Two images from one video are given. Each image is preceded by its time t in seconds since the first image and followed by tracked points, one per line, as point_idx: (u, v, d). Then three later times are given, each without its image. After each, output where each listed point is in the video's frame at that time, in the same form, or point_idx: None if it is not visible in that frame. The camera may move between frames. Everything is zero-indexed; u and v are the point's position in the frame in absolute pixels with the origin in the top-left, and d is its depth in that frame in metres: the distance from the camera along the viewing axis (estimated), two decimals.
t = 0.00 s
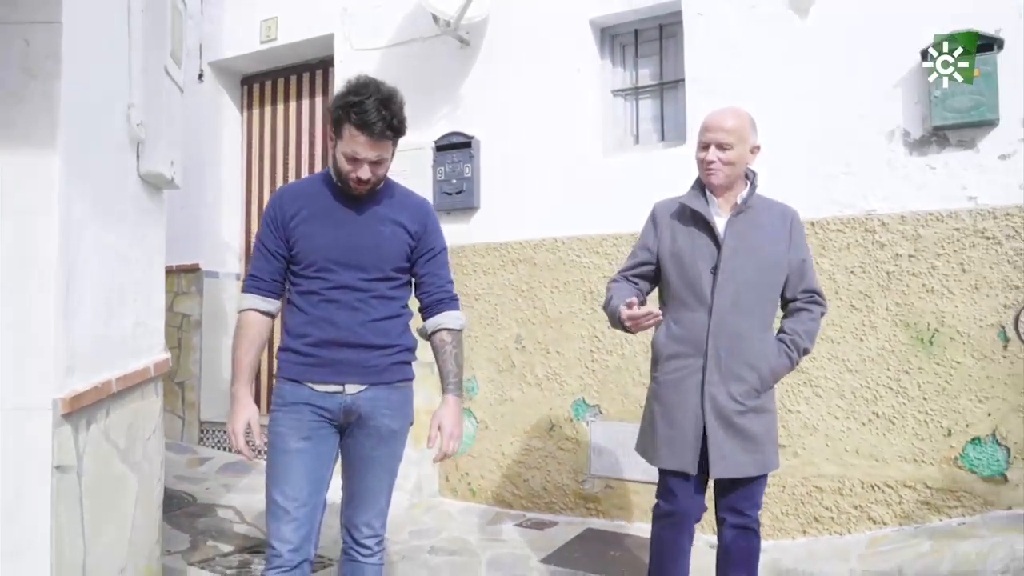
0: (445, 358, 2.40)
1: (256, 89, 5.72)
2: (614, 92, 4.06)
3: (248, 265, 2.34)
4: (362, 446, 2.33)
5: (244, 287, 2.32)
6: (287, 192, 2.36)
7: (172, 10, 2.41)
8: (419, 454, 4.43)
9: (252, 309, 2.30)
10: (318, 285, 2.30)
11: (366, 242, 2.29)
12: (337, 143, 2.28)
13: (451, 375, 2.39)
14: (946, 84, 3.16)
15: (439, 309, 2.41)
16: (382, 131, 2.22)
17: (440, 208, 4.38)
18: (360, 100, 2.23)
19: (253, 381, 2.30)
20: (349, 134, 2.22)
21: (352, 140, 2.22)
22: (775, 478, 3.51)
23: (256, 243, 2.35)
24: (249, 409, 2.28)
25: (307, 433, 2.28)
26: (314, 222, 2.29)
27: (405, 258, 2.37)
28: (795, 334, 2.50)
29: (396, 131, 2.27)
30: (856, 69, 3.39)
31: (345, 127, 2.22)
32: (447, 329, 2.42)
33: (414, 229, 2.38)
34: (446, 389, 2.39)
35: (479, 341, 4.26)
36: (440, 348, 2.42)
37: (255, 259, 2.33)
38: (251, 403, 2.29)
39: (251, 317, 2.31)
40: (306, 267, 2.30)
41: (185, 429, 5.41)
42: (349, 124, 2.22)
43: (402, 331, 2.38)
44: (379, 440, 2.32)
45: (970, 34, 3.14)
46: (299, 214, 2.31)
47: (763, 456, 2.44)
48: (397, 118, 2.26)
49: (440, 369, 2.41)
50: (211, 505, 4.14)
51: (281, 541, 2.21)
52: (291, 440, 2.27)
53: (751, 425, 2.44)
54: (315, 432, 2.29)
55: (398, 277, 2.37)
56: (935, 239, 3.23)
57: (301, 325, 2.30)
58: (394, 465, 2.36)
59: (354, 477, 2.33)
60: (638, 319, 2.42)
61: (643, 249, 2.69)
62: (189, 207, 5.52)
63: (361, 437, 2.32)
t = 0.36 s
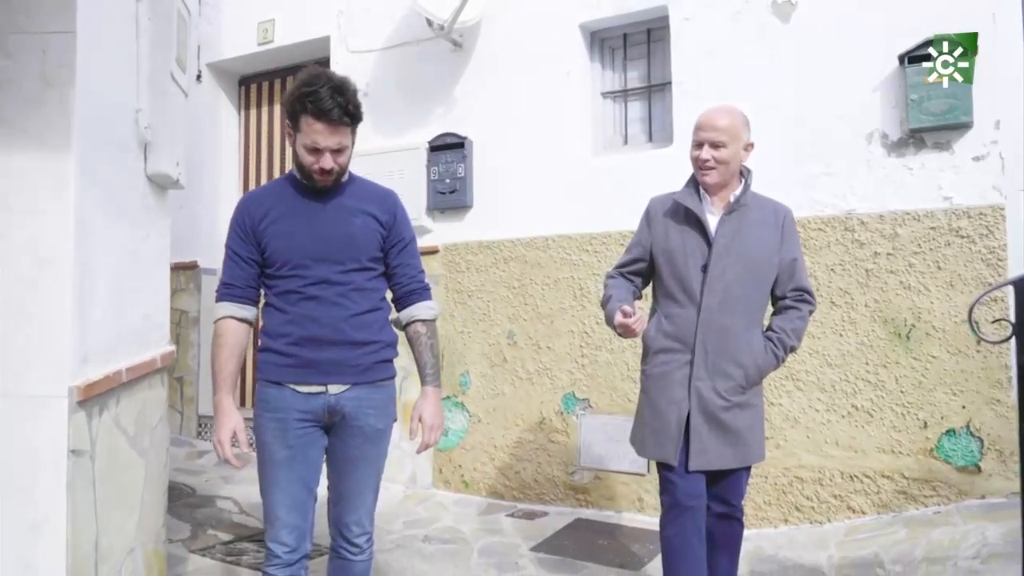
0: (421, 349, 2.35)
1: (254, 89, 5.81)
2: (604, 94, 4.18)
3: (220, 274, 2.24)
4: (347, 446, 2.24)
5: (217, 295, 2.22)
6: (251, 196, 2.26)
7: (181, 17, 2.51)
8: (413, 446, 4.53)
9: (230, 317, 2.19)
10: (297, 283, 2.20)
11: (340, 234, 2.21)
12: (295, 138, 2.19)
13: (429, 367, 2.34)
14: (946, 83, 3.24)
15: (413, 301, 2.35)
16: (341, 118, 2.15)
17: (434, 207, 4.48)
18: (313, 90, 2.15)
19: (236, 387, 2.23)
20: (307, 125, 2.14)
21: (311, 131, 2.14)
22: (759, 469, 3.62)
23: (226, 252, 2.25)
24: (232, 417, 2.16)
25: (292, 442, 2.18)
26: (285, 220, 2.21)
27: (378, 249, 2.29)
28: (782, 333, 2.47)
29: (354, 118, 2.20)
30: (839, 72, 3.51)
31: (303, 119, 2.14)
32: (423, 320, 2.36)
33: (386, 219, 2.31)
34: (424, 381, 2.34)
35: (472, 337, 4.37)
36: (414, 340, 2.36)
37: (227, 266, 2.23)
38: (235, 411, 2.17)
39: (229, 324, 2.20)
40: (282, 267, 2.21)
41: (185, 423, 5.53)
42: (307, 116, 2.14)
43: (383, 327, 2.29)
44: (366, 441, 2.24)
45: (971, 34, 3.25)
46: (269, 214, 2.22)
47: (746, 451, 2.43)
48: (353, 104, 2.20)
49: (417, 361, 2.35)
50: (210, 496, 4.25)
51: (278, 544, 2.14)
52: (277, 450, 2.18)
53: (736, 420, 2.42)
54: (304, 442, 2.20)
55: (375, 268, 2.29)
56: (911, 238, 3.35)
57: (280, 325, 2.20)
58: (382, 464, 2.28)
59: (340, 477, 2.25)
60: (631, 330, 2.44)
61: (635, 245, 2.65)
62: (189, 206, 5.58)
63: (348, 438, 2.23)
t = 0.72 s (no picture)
0: (405, 334, 2.22)
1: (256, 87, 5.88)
2: (603, 93, 4.29)
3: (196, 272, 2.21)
4: (330, 438, 2.15)
5: (192, 293, 2.19)
6: (226, 195, 2.23)
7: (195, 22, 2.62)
8: (416, 438, 4.62)
9: (205, 311, 2.15)
10: (272, 277, 2.15)
11: (312, 225, 2.14)
12: (267, 131, 2.14)
13: (412, 348, 2.20)
14: (946, 82, 3.32)
15: (393, 286, 2.24)
16: (314, 106, 2.12)
17: (436, 204, 4.58)
18: (283, 80, 2.12)
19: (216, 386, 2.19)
20: (280, 115, 2.09)
21: (285, 121, 2.09)
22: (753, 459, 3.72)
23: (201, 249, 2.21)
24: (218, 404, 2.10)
25: (275, 437, 2.14)
26: (259, 215, 2.16)
27: (354, 238, 2.21)
28: (778, 325, 2.48)
29: (325, 106, 2.16)
30: (831, 73, 3.60)
31: (275, 110, 2.09)
32: (404, 304, 2.23)
33: (359, 208, 2.23)
34: (406, 362, 2.19)
35: (473, 332, 4.47)
36: (397, 325, 2.22)
37: (203, 265, 2.20)
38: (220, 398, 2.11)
39: (205, 319, 2.17)
40: (256, 262, 2.16)
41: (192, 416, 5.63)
42: (279, 106, 2.09)
43: (360, 319, 2.21)
44: (351, 428, 2.14)
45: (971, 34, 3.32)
46: (244, 209, 2.18)
47: (747, 442, 2.42)
48: (324, 93, 2.17)
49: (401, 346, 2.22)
50: (216, 486, 4.35)
51: (270, 531, 2.13)
52: (259, 445, 2.14)
53: (737, 412, 2.41)
54: (286, 437, 2.15)
55: (351, 258, 2.21)
56: (901, 234, 3.45)
57: (254, 320, 2.16)
58: (380, 459, 2.17)
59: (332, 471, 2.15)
60: (633, 289, 2.49)
61: (627, 244, 2.65)
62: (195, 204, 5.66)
63: (333, 429, 2.14)
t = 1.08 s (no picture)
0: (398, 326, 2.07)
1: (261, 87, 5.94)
2: (603, 93, 4.40)
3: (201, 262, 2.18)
4: (325, 424, 2.06)
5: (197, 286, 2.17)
6: (231, 184, 2.18)
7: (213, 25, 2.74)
8: (420, 430, 4.71)
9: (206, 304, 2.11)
10: (268, 270, 2.09)
11: (305, 220, 2.05)
12: (267, 125, 2.05)
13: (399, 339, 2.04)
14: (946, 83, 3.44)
15: (388, 277, 2.09)
16: (316, 102, 2.02)
17: (440, 200, 4.67)
18: (286, 76, 2.01)
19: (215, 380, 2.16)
20: (283, 110, 2.00)
21: (288, 117, 2.00)
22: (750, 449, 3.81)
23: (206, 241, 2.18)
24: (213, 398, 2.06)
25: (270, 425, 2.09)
26: (258, 207, 2.10)
27: (349, 230, 2.10)
28: (767, 317, 2.33)
29: (327, 101, 2.07)
30: (828, 74, 3.70)
31: (277, 106, 2.00)
32: (397, 296, 2.08)
33: (355, 201, 2.11)
34: (391, 351, 2.05)
35: (475, 326, 4.57)
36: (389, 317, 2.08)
37: (206, 257, 2.16)
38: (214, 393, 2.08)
39: (207, 311, 2.12)
40: (253, 255, 2.10)
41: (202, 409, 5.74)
42: (282, 101, 1.99)
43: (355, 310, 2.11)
44: (338, 414, 2.06)
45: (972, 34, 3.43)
46: (242, 202, 2.12)
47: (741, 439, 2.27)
48: (326, 88, 2.07)
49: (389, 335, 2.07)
50: (225, 477, 4.44)
51: (276, 515, 2.10)
52: (260, 432, 2.10)
53: (727, 408, 2.26)
54: (283, 426, 2.09)
55: (346, 251, 2.11)
56: (893, 231, 3.55)
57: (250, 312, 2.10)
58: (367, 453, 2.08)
59: (323, 462, 2.06)
60: (627, 298, 2.32)
61: (614, 235, 2.52)
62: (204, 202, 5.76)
63: (324, 417, 2.06)
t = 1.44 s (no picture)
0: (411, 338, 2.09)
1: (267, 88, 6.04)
2: (601, 94, 4.50)
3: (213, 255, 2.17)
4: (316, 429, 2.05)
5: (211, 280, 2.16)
6: (244, 178, 2.17)
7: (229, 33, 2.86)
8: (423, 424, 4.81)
9: (221, 300, 2.13)
10: (273, 268, 2.08)
11: (316, 220, 2.05)
12: (287, 124, 2.05)
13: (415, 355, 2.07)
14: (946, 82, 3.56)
15: (398, 288, 2.11)
16: (336, 101, 2.02)
17: (442, 199, 4.76)
18: (306, 74, 2.02)
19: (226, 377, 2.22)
20: (303, 108, 2.00)
21: (308, 115, 2.00)
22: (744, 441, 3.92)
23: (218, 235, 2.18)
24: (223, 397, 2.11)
25: (270, 426, 2.11)
26: (271, 203, 2.09)
27: (359, 233, 2.10)
28: (756, 309, 2.36)
29: (346, 101, 2.07)
30: (821, 77, 3.81)
31: (298, 102, 2.00)
32: (407, 308, 2.10)
33: (369, 205, 2.11)
34: (409, 368, 2.07)
35: (476, 322, 4.68)
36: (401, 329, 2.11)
37: (221, 252, 2.16)
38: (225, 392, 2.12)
39: (220, 307, 2.15)
40: (261, 250, 2.09)
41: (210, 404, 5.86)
42: (301, 99, 2.00)
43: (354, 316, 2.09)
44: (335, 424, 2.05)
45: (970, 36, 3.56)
46: (255, 197, 2.12)
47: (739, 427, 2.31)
48: (345, 88, 2.07)
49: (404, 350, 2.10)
50: (232, 470, 4.55)
51: (281, 507, 2.14)
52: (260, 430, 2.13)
53: (721, 400, 2.30)
54: (282, 423, 2.11)
55: (355, 254, 2.10)
56: (883, 229, 3.66)
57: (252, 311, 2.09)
58: (356, 457, 2.07)
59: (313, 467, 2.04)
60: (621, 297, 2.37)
61: (604, 233, 2.59)
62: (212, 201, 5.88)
63: (317, 421, 2.05)
